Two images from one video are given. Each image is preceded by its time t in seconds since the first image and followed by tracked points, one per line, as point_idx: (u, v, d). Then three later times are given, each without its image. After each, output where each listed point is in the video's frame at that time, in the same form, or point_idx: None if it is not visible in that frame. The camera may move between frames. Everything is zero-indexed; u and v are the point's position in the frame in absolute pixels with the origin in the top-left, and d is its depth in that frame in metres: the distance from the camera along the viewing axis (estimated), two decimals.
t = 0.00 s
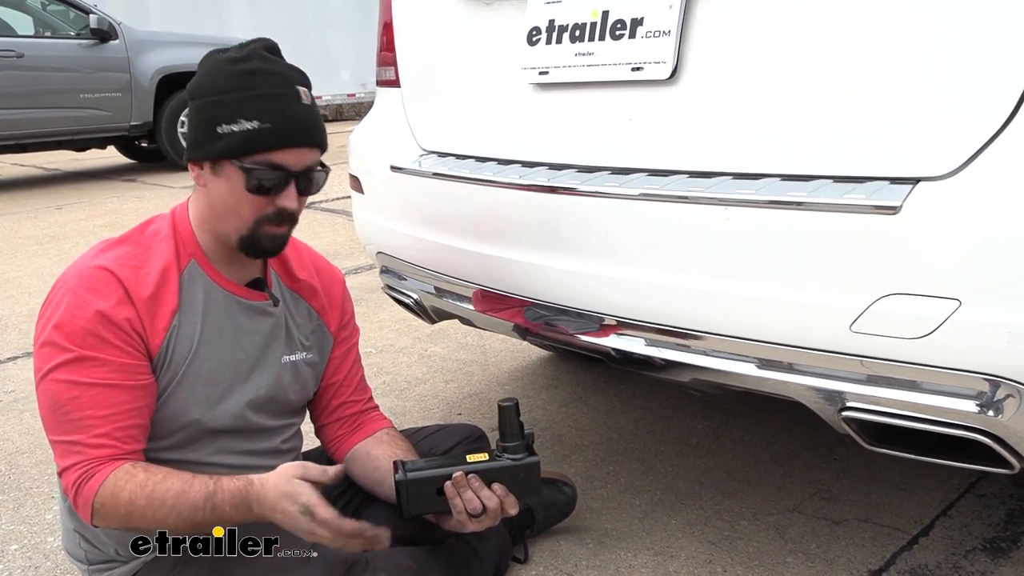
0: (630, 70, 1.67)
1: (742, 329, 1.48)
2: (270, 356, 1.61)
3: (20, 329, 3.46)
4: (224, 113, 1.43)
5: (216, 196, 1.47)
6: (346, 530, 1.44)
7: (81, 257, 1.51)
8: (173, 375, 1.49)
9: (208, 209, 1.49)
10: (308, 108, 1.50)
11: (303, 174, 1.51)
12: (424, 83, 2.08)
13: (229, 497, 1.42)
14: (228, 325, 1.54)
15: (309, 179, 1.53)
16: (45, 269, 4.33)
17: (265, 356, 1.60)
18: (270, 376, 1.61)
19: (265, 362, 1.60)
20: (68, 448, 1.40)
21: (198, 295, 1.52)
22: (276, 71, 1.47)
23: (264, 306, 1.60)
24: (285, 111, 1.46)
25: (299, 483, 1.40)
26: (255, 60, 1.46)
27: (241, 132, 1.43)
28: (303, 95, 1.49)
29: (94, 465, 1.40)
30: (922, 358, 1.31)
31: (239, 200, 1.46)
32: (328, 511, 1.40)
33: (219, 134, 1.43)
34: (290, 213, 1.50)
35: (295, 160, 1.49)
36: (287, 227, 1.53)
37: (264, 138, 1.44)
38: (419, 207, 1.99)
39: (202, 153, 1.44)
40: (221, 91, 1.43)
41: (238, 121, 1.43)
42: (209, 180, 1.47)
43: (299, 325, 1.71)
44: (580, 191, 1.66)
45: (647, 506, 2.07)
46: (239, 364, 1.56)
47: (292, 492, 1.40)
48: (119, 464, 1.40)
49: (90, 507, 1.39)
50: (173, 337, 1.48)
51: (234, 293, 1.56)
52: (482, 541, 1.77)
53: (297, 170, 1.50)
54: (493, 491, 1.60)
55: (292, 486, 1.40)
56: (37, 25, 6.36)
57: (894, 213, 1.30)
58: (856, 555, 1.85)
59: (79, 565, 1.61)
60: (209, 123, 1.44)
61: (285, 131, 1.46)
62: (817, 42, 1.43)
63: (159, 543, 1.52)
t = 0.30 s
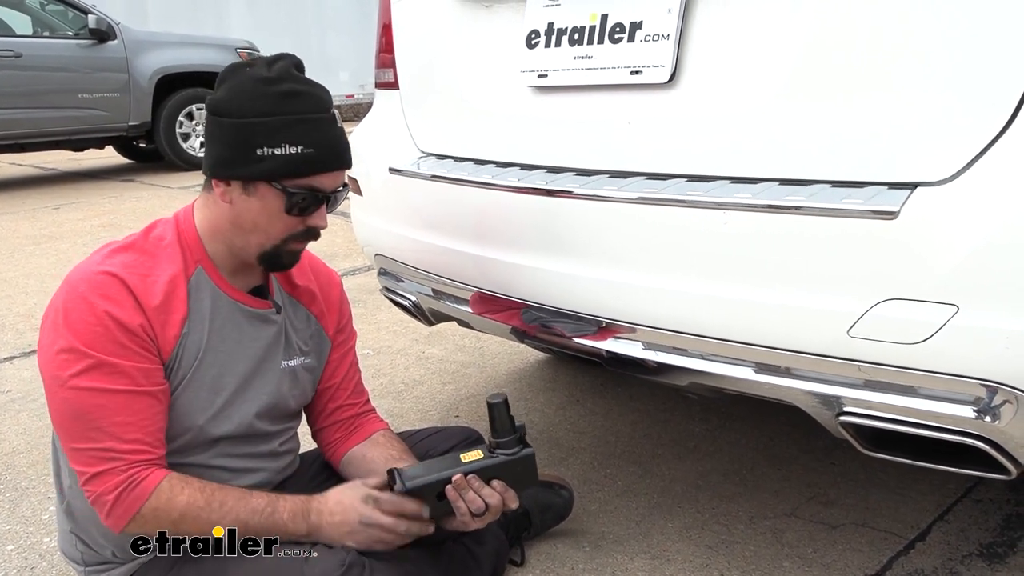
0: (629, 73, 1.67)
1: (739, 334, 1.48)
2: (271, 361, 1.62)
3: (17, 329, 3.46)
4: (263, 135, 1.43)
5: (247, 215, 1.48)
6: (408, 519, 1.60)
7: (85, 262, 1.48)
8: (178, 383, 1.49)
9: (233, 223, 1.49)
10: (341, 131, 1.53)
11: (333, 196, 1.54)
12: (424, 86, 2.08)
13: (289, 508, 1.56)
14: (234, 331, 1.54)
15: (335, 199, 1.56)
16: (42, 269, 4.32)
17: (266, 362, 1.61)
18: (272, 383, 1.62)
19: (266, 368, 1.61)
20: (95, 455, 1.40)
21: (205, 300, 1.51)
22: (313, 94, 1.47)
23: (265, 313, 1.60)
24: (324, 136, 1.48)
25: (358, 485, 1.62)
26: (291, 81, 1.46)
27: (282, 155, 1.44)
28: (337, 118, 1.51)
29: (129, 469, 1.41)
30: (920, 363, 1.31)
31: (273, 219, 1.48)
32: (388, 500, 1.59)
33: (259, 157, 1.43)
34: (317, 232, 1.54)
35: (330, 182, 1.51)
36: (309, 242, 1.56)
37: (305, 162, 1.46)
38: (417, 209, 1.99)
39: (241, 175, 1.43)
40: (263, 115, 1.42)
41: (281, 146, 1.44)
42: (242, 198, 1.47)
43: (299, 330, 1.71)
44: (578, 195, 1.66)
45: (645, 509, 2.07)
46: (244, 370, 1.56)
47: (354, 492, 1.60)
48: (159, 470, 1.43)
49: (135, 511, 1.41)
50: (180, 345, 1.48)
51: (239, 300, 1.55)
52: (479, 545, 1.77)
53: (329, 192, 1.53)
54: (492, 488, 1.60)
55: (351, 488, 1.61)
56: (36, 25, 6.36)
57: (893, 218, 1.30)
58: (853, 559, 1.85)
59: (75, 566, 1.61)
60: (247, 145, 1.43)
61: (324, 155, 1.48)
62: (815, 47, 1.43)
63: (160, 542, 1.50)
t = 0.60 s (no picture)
0: (631, 78, 1.68)
1: (740, 339, 1.47)
2: (278, 364, 1.62)
3: (16, 330, 3.45)
4: (258, 127, 1.43)
5: (242, 208, 1.48)
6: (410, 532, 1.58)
7: (96, 258, 1.48)
8: (185, 381, 1.49)
9: (230, 218, 1.50)
10: (341, 130, 1.53)
11: (329, 194, 1.53)
12: (425, 89, 2.08)
13: (293, 524, 1.53)
14: (242, 332, 1.54)
15: (333, 198, 1.55)
16: (41, 270, 4.32)
17: (273, 365, 1.61)
18: (278, 386, 1.62)
19: (273, 371, 1.61)
20: (103, 450, 1.39)
21: (214, 299, 1.51)
22: (314, 91, 1.48)
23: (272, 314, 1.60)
24: (320, 131, 1.48)
25: (362, 501, 1.58)
26: (294, 78, 1.46)
27: (276, 148, 1.44)
28: (337, 117, 1.51)
29: (137, 465, 1.40)
30: (921, 369, 1.31)
31: (266, 213, 1.48)
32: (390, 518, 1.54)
33: (253, 148, 1.43)
34: (311, 230, 1.53)
35: (325, 179, 1.51)
36: (304, 242, 1.55)
37: (299, 156, 1.46)
38: (418, 213, 1.99)
39: (235, 165, 1.44)
40: (260, 106, 1.43)
41: (275, 138, 1.44)
42: (238, 191, 1.47)
43: (306, 334, 1.72)
44: (580, 199, 1.66)
45: (644, 513, 2.07)
46: (251, 372, 1.56)
47: (358, 509, 1.57)
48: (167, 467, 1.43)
49: (137, 510, 1.40)
50: (190, 343, 1.48)
51: (246, 302, 1.55)
52: (478, 549, 1.77)
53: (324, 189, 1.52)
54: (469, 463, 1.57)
55: (355, 502, 1.58)
56: (36, 25, 6.35)
57: (894, 224, 1.30)
58: (853, 564, 1.85)
59: (74, 569, 1.61)
60: (242, 135, 1.43)
61: (319, 150, 1.48)
62: (817, 53, 1.43)
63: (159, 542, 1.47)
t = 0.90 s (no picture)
0: (631, 80, 1.68)
1: (742, 340, 1.47)
2: (274, 362, 1.62)
3: (16, 333, 3.45)
4: (199, 110, 1.52)
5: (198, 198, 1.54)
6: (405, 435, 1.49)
7: (90, 257, 1.49)
8: (181, 375, 1.48)
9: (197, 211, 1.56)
10: (282, 105, 1.52)
11: (271, 171, 1.53)
12: (425, 91, 2.08)
13: (282, 461, 1.43)
14: (234, 328, 1.55)
15: (280, 175, 1.54)
16: (41, 273, 4.31)
17: (268, 362, 1.61)
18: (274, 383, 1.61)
19: (268, 368, 1.61)
20: (100, 437, 1.36)
21: (205, 293, 1.52)
22: (254, 73, 1.53)
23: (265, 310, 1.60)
24: (249, 105, 1.49)
25: (345, 430, 1.40)
26: (241, 65, 1.54)
27: (208, 126, 1.50)
28: (275, 92, 1.51)
29: (127, 446, 1.36)
30: (922, 370, 1.31)
31: (209, 196, 1.51)
32: (383, 436, 1.43)
33: (196, 131, 1.52)
34: (255, 208, 1.51)
35: (257, 155, 1.51)
36: (259, 224, 1.53)
37: (224, 130, 1.49)
38: (418, 214, 1.99)
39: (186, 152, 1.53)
40: (203, 92, 1.52)
41: (210, 117, 1.50)
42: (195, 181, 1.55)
43: (303, 333, 1.71)
44: (581, 201, 1.66)
45: (645, 515, 2.07)
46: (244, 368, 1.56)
47: (345, 441, 1.40)
48: (156, 442, 1.38)
49: (131, 494, 1.35)
50: (185, 335, 1.48)
51: (236, 296, 1.56)
52: (479, 551, 1.78)
53: (263, 166, 1.52)
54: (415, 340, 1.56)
55: (336, 432, 1.40)
56: (36, 28, 6.36)
57: (895, 226, 1.31)
58: (854, 566, 1.85)
59: (73, 569, 1.61)
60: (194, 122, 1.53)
61: (246, 124, 1.49)
62: (818, 55, 1.43)
63: (160, 543, 1.56)
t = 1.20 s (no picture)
0: (636, 82, 1.68)
1: (747, 342, 1.47)
2: (276, 366, 1.62)
3: (19, 335, 3.45)
4: (208, 111, 1.52)
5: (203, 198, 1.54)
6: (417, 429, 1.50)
7: (93, 264, 1.48)
8: (188, 381, 1.48)
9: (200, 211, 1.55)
10: (291, 111, 1.52)
11: (278, 174, 1.53)
12: (429, 93, 2.08)
13: (298, 463, 1.44)
14: (238, 333, 1.55)
15: (287, 178, 1.54)
16: (45, 276, 4.31)
17: (271, 365, 1.61)
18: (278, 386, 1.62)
19: (270, 372, 1.61)
20: (118, 445, 1.36)
21: (210, 299, 1.52)
22: (265, 77, 1.53)
23: (267, 314, 1.60)
24: (259, 108, 1.50)
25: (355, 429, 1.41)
26: (253, 69, 1.55)
27: (216, 127, 1.50)
28: (285, 97, 1.52)
29: (147, 453, 1.36)
30: (928, 372, 1.31)
31: (215, 196, 1.51)
32: (391, 429, 1.43)
33: (204, 131, 1.52)
34: (261, 210, 1.51)
35: (266, 157, 1.51)
36: (264, 227, 1.53)
37: (233, 131, 1.49)
38: (422, 216, 1.99)
39: (194, 152, 1.53)
40: (212, 93, 1.52)
41: (219, 118, 1.50)
42: (201, 181, 1.54)
43: (303, 335, 1.71)
44: (585, 202, 1.66)
45: (649, 517, 2.06)
46: (248, 372, 1.56)
47: (355, 440, 1.41)
48: (173, 449, 1.38)
49: (152, 502, 1.36)
50: (193, 341, 1.48)
51: (237, 300, 1.56)
52: (483, 553, 1.78)
53: (270, 167, 1.52)
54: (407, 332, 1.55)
55: (346, 433, 1.41)
56: (39, 31, 6.37)
57: (901, 227, 1.30)
58: (860, 569, 1.84)
59: (77, 573, 1.59)
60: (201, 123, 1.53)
61: (256, 127, 1.49)
62: (823, 56, 1.43)
63: (159, 543, 1.55)
